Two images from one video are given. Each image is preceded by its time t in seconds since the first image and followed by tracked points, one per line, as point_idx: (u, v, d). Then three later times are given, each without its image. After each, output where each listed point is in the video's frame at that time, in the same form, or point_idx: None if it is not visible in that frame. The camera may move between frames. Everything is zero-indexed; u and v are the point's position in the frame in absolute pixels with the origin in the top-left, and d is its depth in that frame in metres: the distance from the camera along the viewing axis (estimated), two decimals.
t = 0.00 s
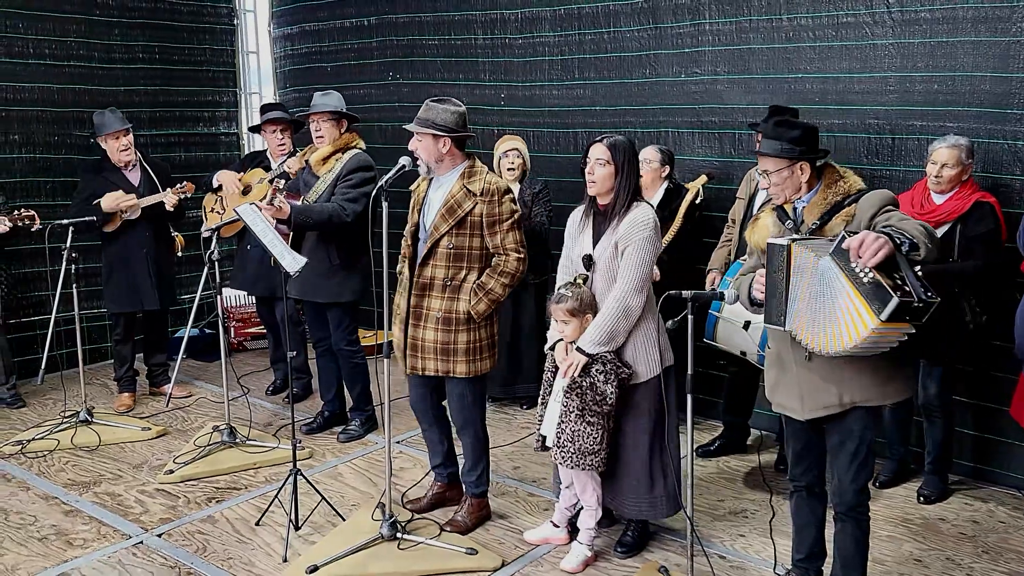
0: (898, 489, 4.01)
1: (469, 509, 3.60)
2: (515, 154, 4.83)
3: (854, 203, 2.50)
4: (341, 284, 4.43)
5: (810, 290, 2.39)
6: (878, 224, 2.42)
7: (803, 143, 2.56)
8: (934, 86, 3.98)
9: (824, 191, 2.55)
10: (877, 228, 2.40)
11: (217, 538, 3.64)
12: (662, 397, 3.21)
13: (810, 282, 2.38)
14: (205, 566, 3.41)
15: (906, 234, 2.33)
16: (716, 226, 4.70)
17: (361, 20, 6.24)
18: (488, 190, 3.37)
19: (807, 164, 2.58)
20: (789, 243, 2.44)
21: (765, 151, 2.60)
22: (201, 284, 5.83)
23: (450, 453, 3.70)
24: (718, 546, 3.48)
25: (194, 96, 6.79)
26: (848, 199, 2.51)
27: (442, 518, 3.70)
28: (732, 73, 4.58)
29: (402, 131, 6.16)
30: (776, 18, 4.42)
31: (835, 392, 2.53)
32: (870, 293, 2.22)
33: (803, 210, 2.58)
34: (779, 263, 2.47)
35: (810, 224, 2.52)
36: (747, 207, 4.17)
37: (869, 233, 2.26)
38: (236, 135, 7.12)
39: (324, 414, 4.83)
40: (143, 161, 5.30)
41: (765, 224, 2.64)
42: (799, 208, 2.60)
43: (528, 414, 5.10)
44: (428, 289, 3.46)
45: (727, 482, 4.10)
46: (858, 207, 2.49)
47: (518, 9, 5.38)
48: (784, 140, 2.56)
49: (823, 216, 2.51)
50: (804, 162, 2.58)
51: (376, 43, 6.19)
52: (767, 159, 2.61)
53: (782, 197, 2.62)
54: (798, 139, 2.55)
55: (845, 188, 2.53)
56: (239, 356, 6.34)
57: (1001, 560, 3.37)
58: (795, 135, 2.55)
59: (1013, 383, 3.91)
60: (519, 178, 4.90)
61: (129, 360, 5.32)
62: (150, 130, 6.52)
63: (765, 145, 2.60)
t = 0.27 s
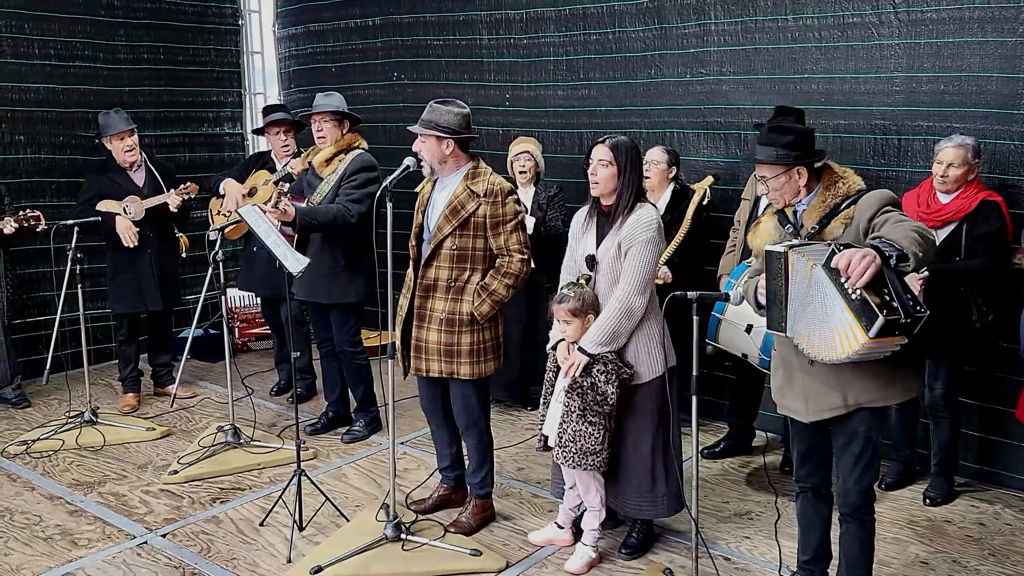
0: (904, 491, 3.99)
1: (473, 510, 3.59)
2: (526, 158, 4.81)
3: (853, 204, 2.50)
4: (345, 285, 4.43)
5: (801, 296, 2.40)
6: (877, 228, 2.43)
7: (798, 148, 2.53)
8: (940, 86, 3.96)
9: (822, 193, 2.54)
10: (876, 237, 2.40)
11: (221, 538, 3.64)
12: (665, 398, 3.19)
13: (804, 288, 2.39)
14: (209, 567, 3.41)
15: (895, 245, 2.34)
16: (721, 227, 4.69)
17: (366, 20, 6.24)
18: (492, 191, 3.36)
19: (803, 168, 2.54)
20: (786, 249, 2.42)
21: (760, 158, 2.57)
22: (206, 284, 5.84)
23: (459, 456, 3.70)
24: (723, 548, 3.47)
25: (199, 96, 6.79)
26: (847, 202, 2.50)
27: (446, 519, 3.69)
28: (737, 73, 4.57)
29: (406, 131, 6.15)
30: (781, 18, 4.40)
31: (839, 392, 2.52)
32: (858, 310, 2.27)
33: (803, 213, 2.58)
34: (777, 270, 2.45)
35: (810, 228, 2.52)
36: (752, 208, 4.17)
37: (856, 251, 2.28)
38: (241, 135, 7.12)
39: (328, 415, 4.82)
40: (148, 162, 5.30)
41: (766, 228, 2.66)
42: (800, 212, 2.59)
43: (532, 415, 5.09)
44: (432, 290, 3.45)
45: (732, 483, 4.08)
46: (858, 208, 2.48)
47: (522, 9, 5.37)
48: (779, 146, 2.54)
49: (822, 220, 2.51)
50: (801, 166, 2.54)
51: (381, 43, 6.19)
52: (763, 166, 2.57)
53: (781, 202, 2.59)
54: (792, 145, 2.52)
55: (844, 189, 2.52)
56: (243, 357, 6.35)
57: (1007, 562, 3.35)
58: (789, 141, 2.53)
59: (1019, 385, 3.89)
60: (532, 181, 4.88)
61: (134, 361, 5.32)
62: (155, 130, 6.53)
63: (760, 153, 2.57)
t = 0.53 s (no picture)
0: (909, 494, 3.98)
1: (478, 511, 3.59)
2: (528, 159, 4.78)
3: (857, 205, 2.50)
4: (351, 286, 4.43)
5: (802, 296, 2.41)
6: (882, 231, 2.46)
7: (801, 152, 2.51)
8: (947, 87, 3.95)
9: (826, 195, 2.53)
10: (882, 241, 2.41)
11: (227, 539, 3.64)
12: (670, 400, 3.18)
13: (806, 290, 2.39)
14: (215, 567, 3.41)
15: (898, 251, 2.34)
16: (726, 228, 4.68)
17: (372, 21, 6.25)
18: (495, 191, 3.35)
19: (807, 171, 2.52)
20: (791, 253, 2.42)
21: (762, 162, 2.55)
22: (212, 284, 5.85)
23: (456, 453, 3.70)
24: (729, 549, 3.47)
25: (205, 97, 6.81)
26: (851, 203, 2.50)
27: (451, 520, 3.70)
28: (743, 74, 4.56)
29: (412, 132, 6.16)
30: (788, 19, 4.40)
31: (843, 395, 2.52)
32: (858, 316, 2.28)
33: (807, 215, 2.57)
34: (781, 272, 2.46)
35: (815, 230, 2.52)
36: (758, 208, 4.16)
37: (860, 257, 2.28)
38: (247, 136, 7.13)
39: (334, 415, 4.83)
40: (154, 162, 5.32)
41: (770, 230, 2.63)
42: (804, 213, 2.59)
43: (538, 416, 5.09)
44: (437, 291, 3.46)
45: (737, 485, 4.08)
46: (861, 210, 2.49)
47: (528, 10, 5.37)
48: (780, 150, 2.52)
49: (827, 221, 2.50)
50: (804, 169, 2.52)
51: (387, 44, 6.20)
52: (766, 171, 2.55)
53: (784, 205, 2.58)
54: (795, 148, 2.51)
55: (848, 190, 2.51)
56: (249, 357, 6.36)
57: (1013, 565, 3.34)
58: (791, 144, 2.52)
59: None
60: (536, 182, 4.81)
61: (140, 361, 5.34)
62: (162, 131, 6.55)
63: (762, 156, 2.55)
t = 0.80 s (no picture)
0: (917, 495, 3.97)
1: (485, 511, 3.60)
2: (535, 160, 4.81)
3: (866, 207, 2.49)
4: (358, 287, 4.44)
5: (811, 294, 2.42)
6: (890, 236, 2.44)
7: (812, 150, 2.51)
8: (955, 88, 3.94)
9: (836, 196, 2.52)
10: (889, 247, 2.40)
11: (234, 538, 3.66)
12: (679, 403, 3.18)
13: (815, 290, 2.39)
14: (222, 567, 3.42)
15: (907, 257, 2.31)
16: (733, 229, 4.68)
17: (379, 23, 6.26)
18: (502, 192, 3.37)
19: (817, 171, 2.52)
20: (800, 253, 2.43)
21: (773, 160, 2.55)
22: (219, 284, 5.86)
23: (471, 456, 3.70)
24: (735, 550, 3.46)
25: (213, 98, 6.83)
26: (861, 205, 2.49)
27: (458, 520, 3.70)
28: (750, 75, 4.56)
29: (419, 133, 6.17)
30: (795, 19, 4.39)
31: (848, 396, 2.52)
32: (864, 320, 2.28)
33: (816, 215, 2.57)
34: (789, 272, 2.47)
35: (824, 231, 2.51)
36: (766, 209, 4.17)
37: (870, 262, 2.26)
38: (255, 137, 7.15)
39: (341, 415, 4.84)
40: (162, 163, 5.34)
41: (777, 230, 2.65)
42: (813, 214, 2.59)
43: (544, 417, 5.09)
44: (444, 291, 3.45)
45: (744, 486, 4.08)
46: (871, 212, 2.48)
47: (535, 11, 5.38)
48: (791, 149, 2.52)
49: (836, 223, 2.50)
50: (814, 168, 2.52)
51: (394, 45, 6.21)
52: (776, 169, 2.56)
53: (793, 204, 2.58)
54: (806, 147, 2.50)
55: (858, 192, 2.51)
56: (256, 358, 6.38)
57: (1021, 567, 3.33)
58: (802, 143, 2.51)
59: None
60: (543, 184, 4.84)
61: (148, 361, 5.36)
62: (169, 131, 6.57)
63: (772, 154, 2.56)
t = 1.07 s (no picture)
0: (925, 498, 3.96)
1: (492, 512, 3.60)
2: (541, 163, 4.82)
3: (878, 210, 2.49)
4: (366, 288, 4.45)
5: (820, 293, 2.41)
6: (901, 240, 2.43)
7: (827, 148, 2.52)
8: (964, 89, 3.93)
9: (848, 197, 2.52)
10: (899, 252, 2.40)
11: (242, 538, 3.67)
12: (690, 406, 3.17)
13: (825, 290, 2.39)
14: (230, 567, 3.43)
15: (919, 263, 2.31)
16: (741, 230, 4.67)
17: (387, 24, 6.27)
18: (509, 191, 3.36)
19: (830, 169, 2.52)
20: (811, 253, 2.43)
21: (788, 154, 2.57)
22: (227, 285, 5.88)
23: (475, 457, 3.70)
24: (742, 552, 3.46)
25: (221, 98, 6.85)
26: (872, 207, 2.49)
27: (465, 521, 3.70)
28: (758, 76, 4.55)
29: (427, 134, 6.18)
30: (803, 20, 4.38)
31: (854, 397, 2.52)
32: (873, 325, 2.28)
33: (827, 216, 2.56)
34: (799, 272, 2.47)
35: (835, 232, 2.51)
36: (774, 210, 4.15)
37: (883, 268, 2.25)
38: (262, 138, 7.17)
39: (348, 415, 4.85)
40: (171, 163, 5.35)
41: (788, 229, 2.66)
42: (823, 214, 2.58)
43: (551, 418, 5.10)
44: (451, 291, 3.46)
45: (751, 488, 4.07)
46: (883, 215, 2.47)
47: (543, 12, 5.38)
48: (807, 144, 2.53)
49: (847, 224, 2.50)
50: (827, 166, 2.52)
51: (402, 46, 6.22)
52: (790, 162, 2.57)
53: (804, 202, 2.58)
54: (820, 144, 2.51)
55: (869, 195, 2.50)
56: (263, 358, 6.39)
57: None
58: (818, 140, 2.53)
59: None
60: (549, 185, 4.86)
61: (156, 361, 5.38)
62: (177, 132, 6.59)
63: (788, 149, 2.57)
